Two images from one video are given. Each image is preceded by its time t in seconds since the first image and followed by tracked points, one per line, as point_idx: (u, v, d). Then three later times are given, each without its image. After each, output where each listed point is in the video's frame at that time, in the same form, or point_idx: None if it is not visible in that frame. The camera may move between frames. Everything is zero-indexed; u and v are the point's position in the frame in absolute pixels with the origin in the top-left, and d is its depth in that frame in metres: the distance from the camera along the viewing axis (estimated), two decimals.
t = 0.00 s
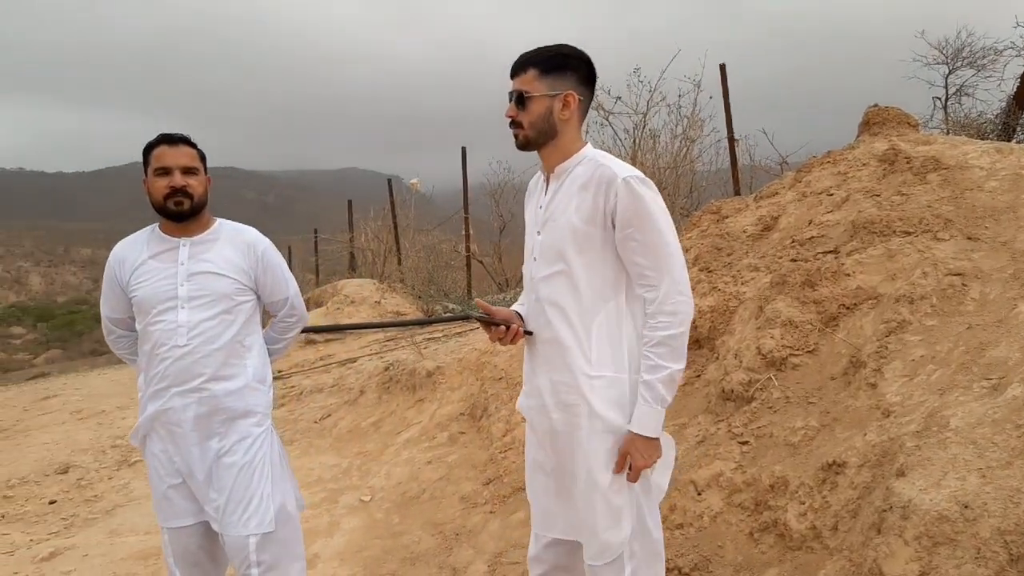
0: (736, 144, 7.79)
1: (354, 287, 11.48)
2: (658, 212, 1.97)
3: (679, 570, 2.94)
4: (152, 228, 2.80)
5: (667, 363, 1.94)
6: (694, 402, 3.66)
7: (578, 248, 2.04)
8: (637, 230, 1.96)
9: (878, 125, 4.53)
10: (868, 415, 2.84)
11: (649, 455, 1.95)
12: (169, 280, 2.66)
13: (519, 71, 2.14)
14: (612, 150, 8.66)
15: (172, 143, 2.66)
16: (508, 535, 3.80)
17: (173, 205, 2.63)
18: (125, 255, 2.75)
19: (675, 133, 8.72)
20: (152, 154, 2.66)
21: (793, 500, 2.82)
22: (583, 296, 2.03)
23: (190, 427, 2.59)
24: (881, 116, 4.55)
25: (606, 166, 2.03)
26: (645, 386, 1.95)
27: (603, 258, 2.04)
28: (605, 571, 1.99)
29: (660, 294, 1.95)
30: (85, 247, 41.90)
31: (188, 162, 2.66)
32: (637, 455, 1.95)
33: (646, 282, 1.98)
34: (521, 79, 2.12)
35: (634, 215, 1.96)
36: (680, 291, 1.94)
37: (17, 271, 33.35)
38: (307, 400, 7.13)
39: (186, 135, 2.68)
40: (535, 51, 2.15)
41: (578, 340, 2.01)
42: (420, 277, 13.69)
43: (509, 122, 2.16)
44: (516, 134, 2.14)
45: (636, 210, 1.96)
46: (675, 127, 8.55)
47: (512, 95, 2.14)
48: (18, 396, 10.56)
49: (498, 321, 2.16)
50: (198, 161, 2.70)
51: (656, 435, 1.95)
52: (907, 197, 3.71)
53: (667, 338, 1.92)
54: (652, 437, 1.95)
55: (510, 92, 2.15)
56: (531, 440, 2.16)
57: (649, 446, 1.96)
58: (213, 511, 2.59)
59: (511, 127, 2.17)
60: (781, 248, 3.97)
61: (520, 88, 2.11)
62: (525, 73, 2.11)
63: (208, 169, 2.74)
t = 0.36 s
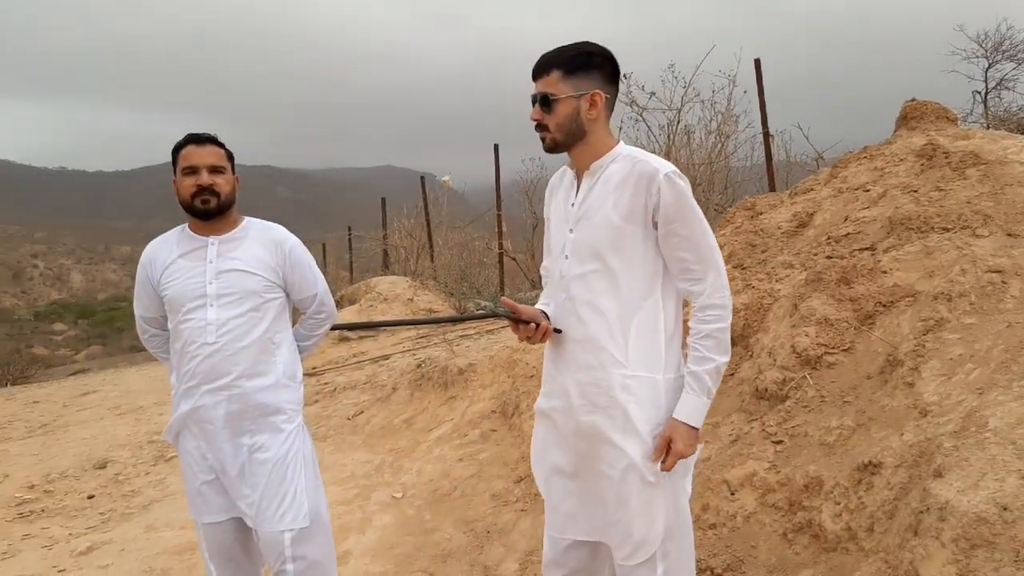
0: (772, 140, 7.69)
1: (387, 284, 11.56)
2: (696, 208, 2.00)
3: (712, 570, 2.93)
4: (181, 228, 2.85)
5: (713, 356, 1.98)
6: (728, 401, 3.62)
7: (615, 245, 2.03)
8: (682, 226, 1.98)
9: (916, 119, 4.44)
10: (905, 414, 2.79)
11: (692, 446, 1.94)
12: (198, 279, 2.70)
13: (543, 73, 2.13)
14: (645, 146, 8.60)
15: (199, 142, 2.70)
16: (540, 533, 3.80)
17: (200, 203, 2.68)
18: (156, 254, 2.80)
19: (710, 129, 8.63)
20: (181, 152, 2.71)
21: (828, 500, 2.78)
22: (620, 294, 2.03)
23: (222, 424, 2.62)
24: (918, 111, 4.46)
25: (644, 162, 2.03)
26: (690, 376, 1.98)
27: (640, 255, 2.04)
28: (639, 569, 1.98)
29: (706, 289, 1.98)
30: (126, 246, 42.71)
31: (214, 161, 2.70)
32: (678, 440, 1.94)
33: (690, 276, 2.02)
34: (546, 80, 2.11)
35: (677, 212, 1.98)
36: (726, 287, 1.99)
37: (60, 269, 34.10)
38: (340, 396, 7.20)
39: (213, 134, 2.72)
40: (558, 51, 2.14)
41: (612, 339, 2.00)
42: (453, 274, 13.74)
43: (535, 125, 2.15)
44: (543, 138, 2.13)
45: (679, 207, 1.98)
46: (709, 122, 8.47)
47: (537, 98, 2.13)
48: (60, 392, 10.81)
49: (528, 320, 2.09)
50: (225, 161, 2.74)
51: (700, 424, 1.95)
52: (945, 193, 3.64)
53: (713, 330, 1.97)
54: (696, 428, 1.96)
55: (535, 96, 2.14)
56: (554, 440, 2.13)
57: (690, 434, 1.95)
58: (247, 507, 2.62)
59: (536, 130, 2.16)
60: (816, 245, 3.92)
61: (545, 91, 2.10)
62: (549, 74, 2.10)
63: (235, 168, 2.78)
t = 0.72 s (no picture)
0: (803, 132, 7.58)
1: (415, 278, 11.60)
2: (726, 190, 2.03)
3: (739, 567, 2.90)
4: (210, 223, 2.87)
5: (752, 327, 2.02)
6: (758, 395, 3.59)
7: (646, 233, 2.02)
8: (715, 207, 2.01)
9: (949, 111, 4.36)
10: (937, 410, 2.74)
11: (732, 412, 2.02)
12: (229, 273, 2.73)
13: (600, 65, 2.06)
14: (673, 139, 8.52)
15: (232, 137, 2.73)
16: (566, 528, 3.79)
17: (234, 198, 2.71)
18: (187, 248, 2.84)
19: (739, 122, 8.54)
20: (215, 145, 2.73)
21: (858, 496, 2.75)
22: (649, 283, 2.01)
23: (251, 416, 2.65)
24: (952, 102, 4.37)
25: (671, 150, 2.04)
26: (730, 348, 2.04)
27: (671, 241, 2.04)
28: (664, 562, 1.98)
29: (743, 264, 2.02)
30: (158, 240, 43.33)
31: (248, 155, 2.73)
32: (718, 412, 2.03)
33: (728, 254, 2.05)
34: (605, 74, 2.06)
35: (709, 194, 2.00)
36: (763, 260, 2.03)
37: (95, 263, 34.69)
38: (368, 390, 7.25)
39: (246, 129, 2.75)
40: (604, 45, 2.10)
41: (643, 330, 1.98)
42: (481, 268, 13.76)
43: (591, 119, 2.05)
44: (601, 134, 2.06)
45: (711, 188, 2.00)
46: (739, 115, 8.37)
47: (598, 92, 2.04)
48: (94, 384, 11.01)
49: (559, 318, 2.05)
50: (257, 156, 2.77)
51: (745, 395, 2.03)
52: (979, 185, 3.57)
53: (753, 303, 2.01)
54: (739, 397, 2.03)
55: (592, 88, 2.05)
56: (575, 436, 2.10)
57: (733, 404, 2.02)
58: (274, 499, 2.65)
59: (587, 125, 2.06)
60: (847, 238, 3.86)
61: (609, 86, 2.04)
62: (613, 69, 2.06)
63: (266, 163, 2.81)
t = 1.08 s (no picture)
0: (829, 121, 7.48)
1: (438, 269, 11.63)
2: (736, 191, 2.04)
3: (761, 557, 2.88)
4: (235, 214, 2.89)
5: (751, 335, 2.01)
6: (781, 385, 3.56)
7: (664, 224, 2.02)
8: (724, 207, 2.01)
9: (976, 99, 4.28)
10: (962, 400, 2.71)
11: (755, 427, 1.98)
12: (255, 262, 2.76)
13: (627, 51, 2.06)
14: (698, 129, 8.44)
15: (256, 128, 2.75)
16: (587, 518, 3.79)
17: (256, 187, 2.74)
18: (214, 237, 2.87)
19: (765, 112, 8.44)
20: (241, 134, 2.76)
21: (881, 487, 2.72)
22: (668, 275, 2.01)
23: (274, 404, 2.69)
24: (980, 90, 4.29)
25: (690, 143, 2.03)
26: (738, 360, 2.02)
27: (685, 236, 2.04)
28: (682, 551, 1.98)
29: (742, 272, 2.01)
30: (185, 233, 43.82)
31: (273, 146, 2.75)
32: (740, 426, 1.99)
33: (726, 259, 2.04)
34: (631, 59, 2.05)
35: (722, 193, 2.01)
36: (761, 267, 2.03)
37: (123, 255, 35.15)
38: (391, 380, 7.29)
39: (271, 120, 2.77)
40: (628, 32, 2.10)
41: (662, 320, 1.98)
42: (504, 260, 13.75)
43: (618, 104, 2.04)
44: (627, 119, 2.04)
45: (724, 187, 2.01)
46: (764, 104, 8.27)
47: (625, 77, 2.03)
48: (122, 374, 11.17)
49: (583, 301, 2.04)
50: (280, 147, 2.78)
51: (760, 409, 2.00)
52: (1006, 174, 3.52)
53: (753, 311, 2.00)
54: (756, 410, 2.00)
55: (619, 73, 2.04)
56: (592, 425, 2.10)
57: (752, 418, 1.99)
58: (296, 487, 2.69)
59: (612, 110, 2.05)
60: (872, 227, 3.81)
61: (635, 70, 2.04)
62: (640, 54, 2.06)
63: (290, 154, 2.83)
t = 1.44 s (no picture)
0: (850, 109, 7.39)
1: (456, 258, 11.65)
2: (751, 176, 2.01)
3: (777, 543, 2.87)
4: (255, 199, 2.91)
5: (752, 323, 1.95)
6: (799, 372, 3.54)
7: (680, 209, 2.02)
8: (738, 193, 1.98)
9: (999, 85, 4.22)
10: (981, 387, 2.69)
11: (736, 409, 1.90)
12: (273, 247, 2.79)
13: (654, 31, 2.05)
14: (718, 117, 8.37)
15: (275, 113, 2.77)
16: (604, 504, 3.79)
17: (276, 170, 2.75)
18: (233, 223, 2.89)
19: (786, 99, 8.36)
20: (259, 119, 2.78)
21: (899, 474, 2.71)
22: (682, 260, 2.01)
23: (292, 388, 2.71)
24: (1002, 75, 4.23)
25: (707, 128, 2.03)
26: (729, 342, 1.95)
27: (699, 222, 2.03)
28: (699, 534, 1.99)
29: (747, 258, 1.96)
30: (207, 222, 44.16)
31: (291, 130, 2.77)
32: (719, 406, 1.91)
33: (735, 245, 1.99)
34: (657, 39, 2.05)
35: (736, 178, 1.98)
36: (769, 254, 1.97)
37: (145, 244, 35.51)
38: (409, 367, 7.34)
39: (289, 105, 2.79)
40: (653, 14, 2.09)
41: (678, 304, 1.99)
42: (522, 248, 13.74)
43: (644, 83, 2.03)
44: (653, 99, 2.03)
45: (738, 173, 1.98)
46: (785, 91, 8.19)
47: (652, 56, 2.02)
48: (144, 360, 11.32)
49: (600, 283, 2.03)
50: (298, 131, 2.80)
51: (744, 393, 1.91)
52: None
53: (752, 297, 1.94)
54: (741, 394, 1.92)
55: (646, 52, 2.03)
56: (606, 409, 2.10)
57: (735, 401, 1.91)
58: (314, 469, 2.72)
59: (638, 90, 2.03)
60: (893, 214, 3.76)
61: (662, 49, 2.03)
62: (666, 35, 2.05)
63: (308, 138, 2.84)
